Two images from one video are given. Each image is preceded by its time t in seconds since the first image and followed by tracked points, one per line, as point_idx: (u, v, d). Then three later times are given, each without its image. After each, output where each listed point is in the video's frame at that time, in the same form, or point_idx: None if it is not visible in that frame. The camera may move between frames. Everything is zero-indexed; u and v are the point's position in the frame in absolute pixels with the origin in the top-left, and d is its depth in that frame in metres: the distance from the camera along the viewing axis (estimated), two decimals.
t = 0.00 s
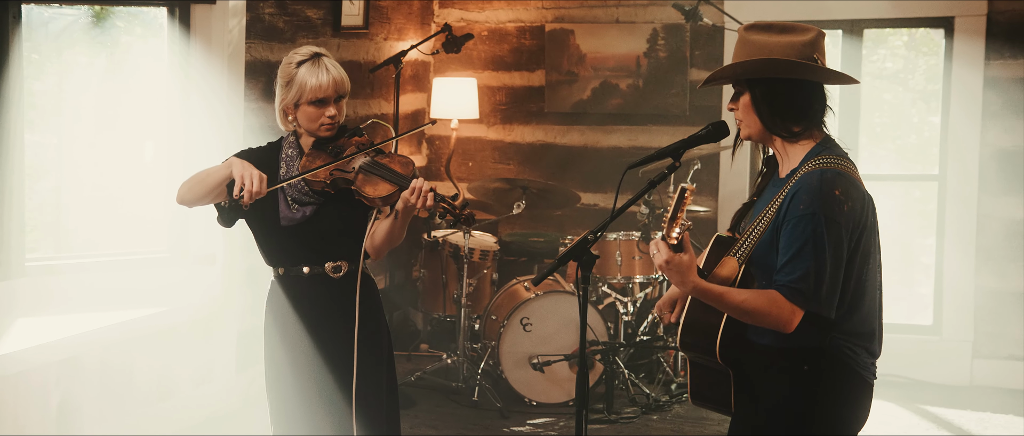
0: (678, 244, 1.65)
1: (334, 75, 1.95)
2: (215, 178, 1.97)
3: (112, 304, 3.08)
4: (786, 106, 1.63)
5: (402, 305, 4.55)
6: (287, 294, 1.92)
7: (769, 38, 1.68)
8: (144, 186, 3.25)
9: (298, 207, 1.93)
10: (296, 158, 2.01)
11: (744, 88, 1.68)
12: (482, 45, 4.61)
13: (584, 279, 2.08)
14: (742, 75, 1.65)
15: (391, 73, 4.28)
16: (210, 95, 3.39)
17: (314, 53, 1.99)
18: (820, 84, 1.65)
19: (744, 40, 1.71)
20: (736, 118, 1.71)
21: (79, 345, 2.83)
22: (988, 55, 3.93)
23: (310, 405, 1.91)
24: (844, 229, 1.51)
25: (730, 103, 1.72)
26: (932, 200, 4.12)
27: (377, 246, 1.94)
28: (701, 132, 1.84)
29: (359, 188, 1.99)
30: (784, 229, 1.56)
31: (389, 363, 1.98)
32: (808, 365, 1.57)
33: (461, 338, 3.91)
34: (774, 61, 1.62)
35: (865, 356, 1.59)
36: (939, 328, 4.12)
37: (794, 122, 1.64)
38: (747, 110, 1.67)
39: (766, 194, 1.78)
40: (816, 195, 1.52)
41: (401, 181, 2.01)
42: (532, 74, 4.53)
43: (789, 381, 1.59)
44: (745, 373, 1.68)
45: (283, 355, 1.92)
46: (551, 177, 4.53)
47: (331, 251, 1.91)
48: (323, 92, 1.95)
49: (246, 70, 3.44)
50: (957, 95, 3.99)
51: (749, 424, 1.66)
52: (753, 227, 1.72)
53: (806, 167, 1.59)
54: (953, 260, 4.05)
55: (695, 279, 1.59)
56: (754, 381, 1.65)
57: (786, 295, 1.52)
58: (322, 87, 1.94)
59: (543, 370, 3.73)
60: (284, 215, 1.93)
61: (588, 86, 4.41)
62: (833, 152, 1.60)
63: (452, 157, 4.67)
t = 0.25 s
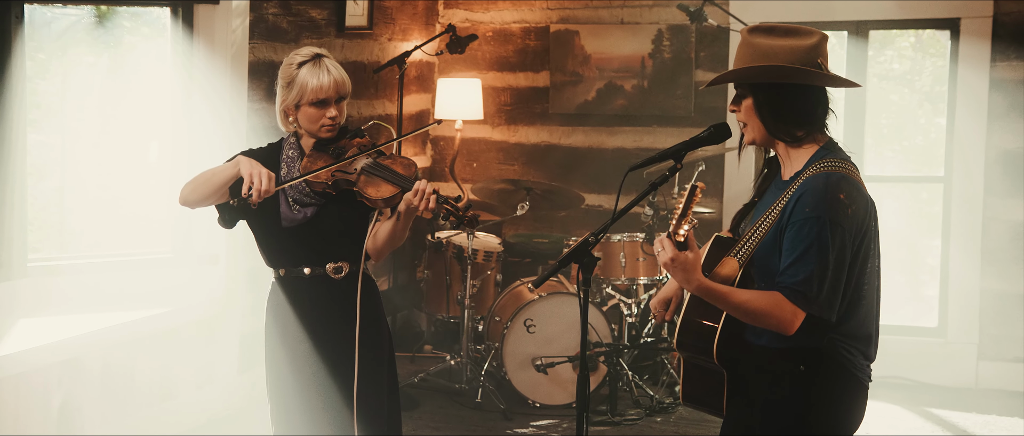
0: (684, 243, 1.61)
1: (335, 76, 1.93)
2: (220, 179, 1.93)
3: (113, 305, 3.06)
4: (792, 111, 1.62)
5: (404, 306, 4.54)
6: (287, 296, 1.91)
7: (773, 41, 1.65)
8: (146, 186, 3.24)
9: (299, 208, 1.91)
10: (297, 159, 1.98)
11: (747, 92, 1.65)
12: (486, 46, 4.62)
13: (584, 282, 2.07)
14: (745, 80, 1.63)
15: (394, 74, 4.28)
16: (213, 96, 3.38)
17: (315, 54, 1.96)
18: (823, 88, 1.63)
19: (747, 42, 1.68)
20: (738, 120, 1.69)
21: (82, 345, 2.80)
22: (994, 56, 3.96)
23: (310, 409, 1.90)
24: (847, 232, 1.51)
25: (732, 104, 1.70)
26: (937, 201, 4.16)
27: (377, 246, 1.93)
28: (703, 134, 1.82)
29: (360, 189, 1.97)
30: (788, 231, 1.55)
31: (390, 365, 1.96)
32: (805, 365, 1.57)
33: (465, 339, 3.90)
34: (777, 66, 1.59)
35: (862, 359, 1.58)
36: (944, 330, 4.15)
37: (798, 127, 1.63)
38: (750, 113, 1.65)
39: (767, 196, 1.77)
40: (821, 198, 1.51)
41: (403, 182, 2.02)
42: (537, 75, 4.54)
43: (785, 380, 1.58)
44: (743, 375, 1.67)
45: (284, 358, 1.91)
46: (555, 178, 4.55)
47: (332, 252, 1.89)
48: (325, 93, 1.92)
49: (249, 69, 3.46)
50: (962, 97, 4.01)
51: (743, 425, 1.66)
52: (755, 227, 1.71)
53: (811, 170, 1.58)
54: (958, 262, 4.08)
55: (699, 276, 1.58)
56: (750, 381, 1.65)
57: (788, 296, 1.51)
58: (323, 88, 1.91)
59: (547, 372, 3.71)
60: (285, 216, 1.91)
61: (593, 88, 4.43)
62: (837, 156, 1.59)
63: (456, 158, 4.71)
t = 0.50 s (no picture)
0: (690, 241, 1.58)
1: (335, 77, 1.91)
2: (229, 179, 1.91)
3: (115, 308, 3.05)
4: (794, 109, 1.60)
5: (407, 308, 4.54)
6: (288, 298, 1.89)
7: (777, 39, 1.64)
8: (148, 189, 3.23)
9: (299, 209, 1.89)
10: (297, 160, 1.97)
11: (748, 90, 1.64)
12: (490, 46, 4.62)
13: (586, 284, 2.06)
14: (748, 78, 1.61)
15: (395, 75, 4.28)
16: (215, 98, 3.37)
17: (315, 55, 1.94)
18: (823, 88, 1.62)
19: (751, 40, 1.66)
20: (738, 119, 1.67)
21: (82, 347, 2.78)
22: (999, 54, 4.01)
23: (312, 413, 1.89)
24: (848, 232, 1.50)
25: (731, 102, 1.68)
26: (943, 200, 4.20)
27: (377, 247, 1.93)
28: (704, 134, 1.81)
29: (361, 192, 1.94)
30: (789, 232, 1.55)
31: (393, 369, 1.93)
32: (803, 362, 1.56)
33: (468, 340, 3.89)
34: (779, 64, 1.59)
35: (860, 357, 1.57)
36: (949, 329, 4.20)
37: (800, 126, 1.62)
38: (751, 112, 1.64)
39: (765, 195, 1.75)
40: (824, 198, 1.50)
41: (404, 184, 1.97)
42: (540, 75, 4.54)
43: (783, 377, 1.58)
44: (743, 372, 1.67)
45: (286, 362, 1.89)
46: (558, 179, 4.55)
47: (333, 254, 1.88)
48: (324, 94, 1.91)
49: (252, 73, 3.41)
50: (966, 96, 4.07)
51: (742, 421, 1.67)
52: (753, 225, 1.69)
53: (812, 170, 1.57)
54: (963, 261, 4.13)
55: (705, 276, 1.55)
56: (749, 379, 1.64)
57: (789, 295, 1.50)
58: (323, 90, 1.90)
59: (550, 373, 3.70)
60: (285, 218, 1.90)
61: (597, 87, 4.43)
62: (837, 156, 1.59)
63: (460, 159, 4.70)
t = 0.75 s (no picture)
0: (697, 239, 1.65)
1: (333, 76, 1.88)
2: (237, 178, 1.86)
3: (115, 308, 3.04)
4: (795, 106, 1.60)
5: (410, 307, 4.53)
6: (287, 298, 1.88)
7: (777, 36, 1.63)
8: (149, 188, 3.21)
9: (298, 208, 1.88)
10: (296, 159, 1.95)
11: (748, 88, 1.62)
12: (492, 44, 4.61)
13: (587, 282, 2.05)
14: (750, 77, 1.60)
15: (397, 73, 4.27)
16: (215, 97, 3.36)
17: (312, 53, 1.90)
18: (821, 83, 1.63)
19: (751, 37, 1.65)
20: (736, 116, 1.65)
21: (82, 347, 2.77)
22: (1003, 50, 4.05)
23: (313, 412, 1.88)
24: (848, 230, 1.50)
25: (728, 99, 1.66)
26: (947, 196, 4.24)
27: (377, 247, 1.91)
28: (704, 130, 1.78)
29: (360, 192, 1.92)
30: (791, 230, 1.54)
31: (394, 370, 1.93)
32: (799, 355, 1.55)
33: (471, 338, 3.89)
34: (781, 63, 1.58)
35: (854, 350, 1.58)
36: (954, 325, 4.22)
37: (800, 123, 1.61)
38: (751, 109, 1.63)
39: (759, 189, 1.71)
40: (826, 197, 1.50)
41: (403, 184, 1.95)
42: (542, 73, 4.53)
43: (779, 370, 1.57)
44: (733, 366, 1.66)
45: (285, 363, 1.88)
46: (561, 176, 4.54)
47: (332, 253, 1.87)
48: (321, 93, 1.87)
49: (252, 70, 3.41)
50: (970, 93, 4.11)
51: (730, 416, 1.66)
52: (750, 220, 1.65)
53: (812, 167, 1.56)
54: (967, 258, 4.15)
55: (711, 274, 1.52)
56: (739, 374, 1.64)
57: (789, 292, 1.50)
58: (320, 89, 1.86)
59: (553, 371, 3.70)
60: (284, 217, 1.88)
61: (600, 84, 4.42)
62: (834, 153, 1.58)
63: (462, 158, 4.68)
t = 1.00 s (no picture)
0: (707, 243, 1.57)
1: (329, 74, 1.84)
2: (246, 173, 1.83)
3: (116, 307, 3.03)
4: (796, 102, 1.59)
5: (411, 304, 4.53)
6: (284, 295, 1.83)
7: (778, 32, 1.62)
8: (149, 187, 3.21)
9: (295, 206, 1.83)
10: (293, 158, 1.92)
11: (748, 85, 1.61)
12: (493, 40, 4.60)
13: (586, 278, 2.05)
14: (749, 74, 1.60)
15: (397, 70, 4.26)
16: (215, 95, 3.35)
17: (309, 51, 1.87)
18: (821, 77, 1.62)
19: (752, 34, 1.64)
20: (734, 112, 1.66)
21: (81, 346, 2.76)
22: (1005, 43, 4.05)
23: (312, 410, 1.84)
24: (848, 227, 1.50)
25: (727, 96, 1.66)
26: (949, 190, 4.23)
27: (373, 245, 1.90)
28: (702, 125, 1.76)
29: (357, 190, 1.89)
30: (793, 228, 1.53)
31: (393, 366, 1.89)
32: (799, 349, 1.55)
33: (472, 335, 3.89)
34: (780, 62, 1.58)
35: (851, 343, 1.59)
36: (957, 319, 4.23)
37: (800, 119, 1.60)
38: (749, 107, 1.63)
39: (757, 186, 1.69)
40: (828, 195, 1.50)
41: (400, 183, 1.94)
42: (543, 69, 4.53)
43: (778, 363, 1.58)
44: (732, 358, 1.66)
45: (283, 362, 1.84)
46: (563, 171, 4.54)
47: (329, 250, 1.82)
48: (317, 91, 1.84)
49: (252, 68, 3.42)
50: (971, 86, 4.12)
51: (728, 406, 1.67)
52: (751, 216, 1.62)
53: (810, 166, 1.56)
54: (970, 251, 4.17)
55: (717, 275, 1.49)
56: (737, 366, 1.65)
57: (792, 291, 1.49)
58: (316, 87, 1.83)
59: (555, 367, 3.70)
60: (280, 215, 1.84)
61: (601, 80, 4.42)
62: (833, 149, 1.59)
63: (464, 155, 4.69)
